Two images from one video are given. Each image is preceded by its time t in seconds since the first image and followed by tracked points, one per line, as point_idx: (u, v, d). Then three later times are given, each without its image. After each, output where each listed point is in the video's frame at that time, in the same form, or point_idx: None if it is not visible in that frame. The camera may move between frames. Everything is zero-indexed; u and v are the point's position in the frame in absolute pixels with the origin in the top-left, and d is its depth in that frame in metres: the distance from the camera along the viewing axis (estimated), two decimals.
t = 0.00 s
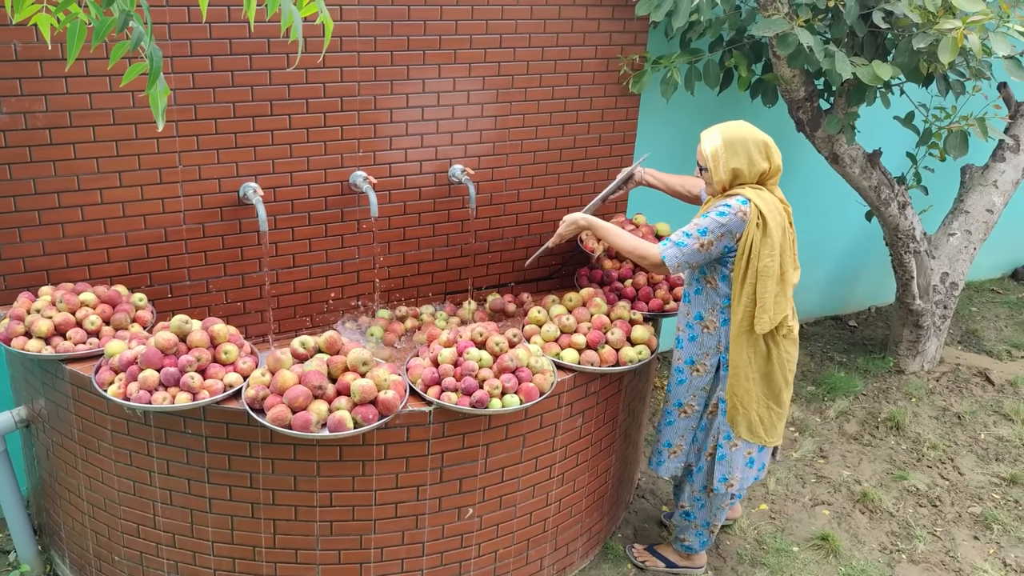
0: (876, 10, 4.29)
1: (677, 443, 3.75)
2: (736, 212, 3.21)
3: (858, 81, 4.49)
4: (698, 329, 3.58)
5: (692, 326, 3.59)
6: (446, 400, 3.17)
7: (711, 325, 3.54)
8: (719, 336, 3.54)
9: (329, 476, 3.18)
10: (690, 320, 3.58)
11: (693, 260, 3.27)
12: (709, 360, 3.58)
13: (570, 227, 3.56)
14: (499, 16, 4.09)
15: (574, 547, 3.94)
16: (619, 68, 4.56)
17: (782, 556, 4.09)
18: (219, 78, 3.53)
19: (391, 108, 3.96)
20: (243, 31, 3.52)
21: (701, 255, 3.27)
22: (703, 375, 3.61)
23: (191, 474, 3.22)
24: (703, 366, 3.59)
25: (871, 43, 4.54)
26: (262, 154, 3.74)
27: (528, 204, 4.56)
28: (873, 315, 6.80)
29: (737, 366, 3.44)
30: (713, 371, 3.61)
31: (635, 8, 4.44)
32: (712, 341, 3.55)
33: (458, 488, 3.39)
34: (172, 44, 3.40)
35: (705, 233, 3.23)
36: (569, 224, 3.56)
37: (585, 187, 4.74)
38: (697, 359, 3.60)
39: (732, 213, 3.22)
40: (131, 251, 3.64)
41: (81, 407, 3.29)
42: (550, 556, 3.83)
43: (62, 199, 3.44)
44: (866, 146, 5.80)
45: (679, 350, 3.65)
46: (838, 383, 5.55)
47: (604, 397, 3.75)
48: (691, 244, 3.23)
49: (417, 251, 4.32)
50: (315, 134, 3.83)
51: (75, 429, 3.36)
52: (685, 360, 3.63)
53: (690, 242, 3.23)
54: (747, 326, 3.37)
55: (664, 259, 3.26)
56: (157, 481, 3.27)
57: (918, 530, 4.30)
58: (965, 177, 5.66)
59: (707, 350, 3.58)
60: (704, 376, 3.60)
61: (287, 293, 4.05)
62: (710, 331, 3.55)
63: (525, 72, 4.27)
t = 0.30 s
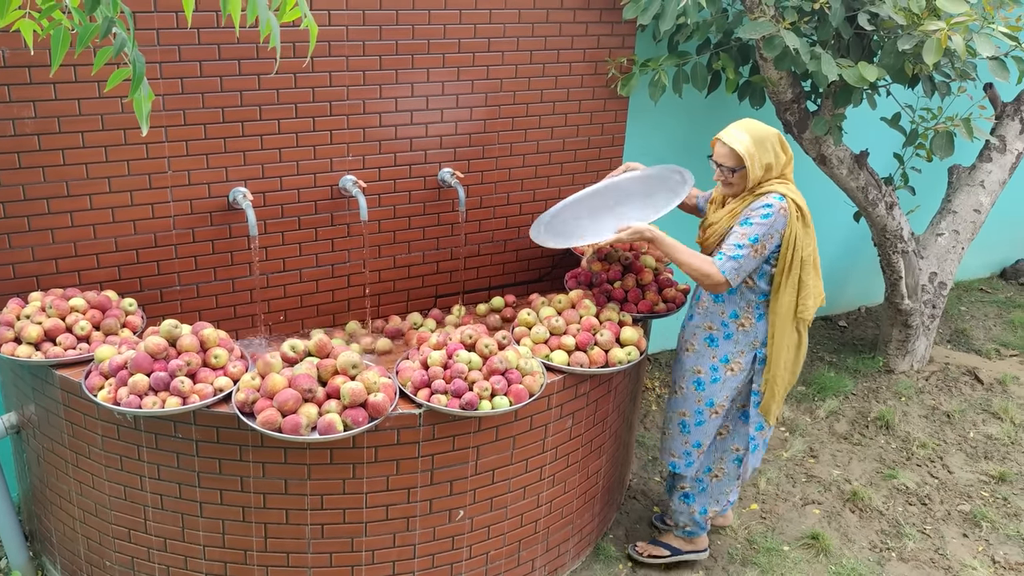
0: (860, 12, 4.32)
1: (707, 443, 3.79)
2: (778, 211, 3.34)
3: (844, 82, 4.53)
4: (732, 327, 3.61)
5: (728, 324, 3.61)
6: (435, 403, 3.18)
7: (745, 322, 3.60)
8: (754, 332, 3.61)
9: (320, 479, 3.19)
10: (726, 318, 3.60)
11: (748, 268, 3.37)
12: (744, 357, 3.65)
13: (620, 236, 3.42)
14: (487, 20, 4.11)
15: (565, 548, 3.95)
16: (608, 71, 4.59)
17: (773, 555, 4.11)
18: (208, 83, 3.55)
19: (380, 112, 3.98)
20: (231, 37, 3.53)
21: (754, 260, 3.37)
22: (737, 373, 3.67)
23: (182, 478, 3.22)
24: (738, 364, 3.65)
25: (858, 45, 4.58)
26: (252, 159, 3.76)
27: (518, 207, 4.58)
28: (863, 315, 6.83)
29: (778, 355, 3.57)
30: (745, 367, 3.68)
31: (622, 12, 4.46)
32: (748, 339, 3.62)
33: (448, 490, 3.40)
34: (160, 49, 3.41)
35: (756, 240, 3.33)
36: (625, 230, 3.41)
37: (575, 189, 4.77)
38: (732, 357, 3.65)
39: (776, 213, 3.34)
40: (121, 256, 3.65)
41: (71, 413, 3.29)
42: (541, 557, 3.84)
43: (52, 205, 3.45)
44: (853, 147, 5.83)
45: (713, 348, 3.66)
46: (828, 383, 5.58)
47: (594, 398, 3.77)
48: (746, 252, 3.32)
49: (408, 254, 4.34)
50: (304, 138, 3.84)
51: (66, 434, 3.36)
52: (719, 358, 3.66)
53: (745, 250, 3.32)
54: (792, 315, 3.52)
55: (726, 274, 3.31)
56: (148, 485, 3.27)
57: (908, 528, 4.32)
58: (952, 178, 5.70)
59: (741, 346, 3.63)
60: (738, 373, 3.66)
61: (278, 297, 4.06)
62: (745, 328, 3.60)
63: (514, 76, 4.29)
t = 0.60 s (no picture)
0: (851, 12, 4.34)
1: (759, 438, 3.83)
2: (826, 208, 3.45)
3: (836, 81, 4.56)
4: (770, 323, 3.67)
5: (765, 321, 3.67)
6: (430, 403, 3.20)
7: (783, 317, 3.63)
8: (792, 325, 3.65)
9: (316, 479, 3.20)
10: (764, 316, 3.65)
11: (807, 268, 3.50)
12: (782, 350, 3.70)
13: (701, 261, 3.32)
14: (481, 22, 4.13)
15: (561, 547, 3.97)
16: (601, 72, 4.61)
17: (768, 553, 4.12)
18: (202, 86, 3.56)
19: (374, 113, 4.00)
20: (224, 40, 3.54)
21: (812, 260, 3.50)
22: (777, 366, 3.73)
23: (178, 480, 3.23)
24: (777, 357, 3.71)
25: (849, 44, 4.60)
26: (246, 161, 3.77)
27: (512, 207, 4.60)
28: (857, 313, 6.85)
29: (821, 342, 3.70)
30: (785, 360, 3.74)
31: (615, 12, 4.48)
32: (783, 333, 3.67)
33: (444, 490, 3.41)
34: (154, 53, 3.42)
35: (814, 241, 3.44)
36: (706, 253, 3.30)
37: (569, 190, 4.78)
38: (771, 352, 3.71)
39: (825, 210, 3.45)
40: (116, 259, 3.66)
41: (67, 415, 3.30)
42: (537, 556, 3.86)
43: (47, 208, 3.46)
44: (846, 146, 5.86)
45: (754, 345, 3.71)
46: (823, 380, 5.60)
47: (589, 398, 3.78)
48: (809, 254, 3.44)
49: (403, 256, 4.35)
50: (298, 140, 3.86)
51: (62, 437, 3.37)
52: (759, 354, 3.72)
53: (808, 254, 3.44)
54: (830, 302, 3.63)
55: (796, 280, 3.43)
56: (144, 487, 3.28)
57: (903, 525, 4.34)
58: (945, 176, 5.72)
59: (780, 340, 3.69)
60: (779, 365, 3.73)
61: (273, 299, 4.07)
62: (783, 323, 3.64)
63: (507, 77, 4.31)
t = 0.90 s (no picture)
0: (845, 8, 4.35)
1: (811, 429, 3.85)
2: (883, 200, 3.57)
3: (830, 78, 4.58)
4: (833, 321, 3.67)
5: (830, 319, 3.66)
6: (427, 399, 3.21)
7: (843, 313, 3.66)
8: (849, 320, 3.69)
9: (313, 477, 3.21)
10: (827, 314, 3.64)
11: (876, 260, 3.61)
12: (838, 346, 3.72)
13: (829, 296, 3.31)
14: (475, 20, 4.14)
15: (559, 544, 3.98)
16: (596, 69, 4.61)
17: (766, 548, 4.14)
18: (198, 86, 3.57)
19: (370, 112, 4.01)
20: (220, 40, 3.56)
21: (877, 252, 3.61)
22: (832, 360, 3.75)
23: (176, 479, 3.24)
24: (834, 351, 3.73)
25: (843, 40, 4.61)
26: (242, 160, 3.78)
27: (508, 206, 4.61)
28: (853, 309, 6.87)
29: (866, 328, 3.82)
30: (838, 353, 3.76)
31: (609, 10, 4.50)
32: (843, 328, 3.69)
33: (441, 487, 3.42)
34: (149, 53, 3.43)
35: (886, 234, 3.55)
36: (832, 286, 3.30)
37: (565, 188, 4.79)
38: (829, 347, 3.72)
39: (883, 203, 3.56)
40: (113, 259, 3.67)
41: (65, 415, 3.31)
42: (535, 552, 3.87)
43: (44, 209, 3.47)
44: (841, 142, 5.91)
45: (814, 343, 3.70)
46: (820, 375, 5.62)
47: (586, 394, 3.80)
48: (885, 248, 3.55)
49: (400, 254, 4.36)
50: (294, 140, 3.87)
51: (60, 437, 3.38)
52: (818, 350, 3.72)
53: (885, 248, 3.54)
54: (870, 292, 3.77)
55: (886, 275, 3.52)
56: (143, 486, 3.29)
57: (899, 519, 4.35)
58: (941, 172, 5.74)
59: (837, 336, 3.71)
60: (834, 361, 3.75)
61: (271, 298, 4.08)
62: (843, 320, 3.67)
63: (503, 75, 4.32)
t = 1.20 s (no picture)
0: (842, 9, 4.36)
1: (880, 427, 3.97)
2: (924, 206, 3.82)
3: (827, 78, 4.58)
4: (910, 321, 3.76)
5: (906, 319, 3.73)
6: (425, 401, 3.22)
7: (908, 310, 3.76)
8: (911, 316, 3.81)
9: (312, 478, 3.22)
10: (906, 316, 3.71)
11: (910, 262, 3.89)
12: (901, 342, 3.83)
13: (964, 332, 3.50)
14: (473, 23, 4.16)
15: (558, 544, 3.99)
16: (594, 71, 4.63)
17: (765, 548, 4.15)
18: (197, 89, 3.59)
19: (367, 115, 4.02)
20: (218, 43, 3.57)
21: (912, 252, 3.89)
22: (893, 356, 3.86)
23: (176, 480, 3.25)
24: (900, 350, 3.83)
25: (839, 41, 4.63)
26: (241, 163, 3.80)
27: (507, 207, 4.63)
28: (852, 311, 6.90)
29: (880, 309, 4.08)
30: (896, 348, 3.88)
31: (606, 12, 4.52)
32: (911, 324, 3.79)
33: (439, 488, 3.43)
34: (148, 57, 3.45)
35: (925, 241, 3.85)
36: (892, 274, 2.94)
37: (563, 189, 4.81)
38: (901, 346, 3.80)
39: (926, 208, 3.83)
40: (113, 262, 3.68)
41: (65, 418, 3.33)
42: (534, 553, 3.88)
43: (43, 212, 3.48)
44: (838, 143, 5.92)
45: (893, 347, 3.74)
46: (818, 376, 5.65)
47: (585, 395, 3.81)
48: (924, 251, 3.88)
49: (399, 256, 4.38)
50: (293, 143, 3.89)
51: (60, 439, 3.40)
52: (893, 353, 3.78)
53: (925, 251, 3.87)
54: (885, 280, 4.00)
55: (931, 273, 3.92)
56: (143, 488, 3.31)
57: (898, 519, 4.37)
58: (939, 172, 5.75)
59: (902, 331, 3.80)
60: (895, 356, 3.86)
61: (270, 301, 4.09)
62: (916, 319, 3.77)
63: (500, 77, 4.34)
